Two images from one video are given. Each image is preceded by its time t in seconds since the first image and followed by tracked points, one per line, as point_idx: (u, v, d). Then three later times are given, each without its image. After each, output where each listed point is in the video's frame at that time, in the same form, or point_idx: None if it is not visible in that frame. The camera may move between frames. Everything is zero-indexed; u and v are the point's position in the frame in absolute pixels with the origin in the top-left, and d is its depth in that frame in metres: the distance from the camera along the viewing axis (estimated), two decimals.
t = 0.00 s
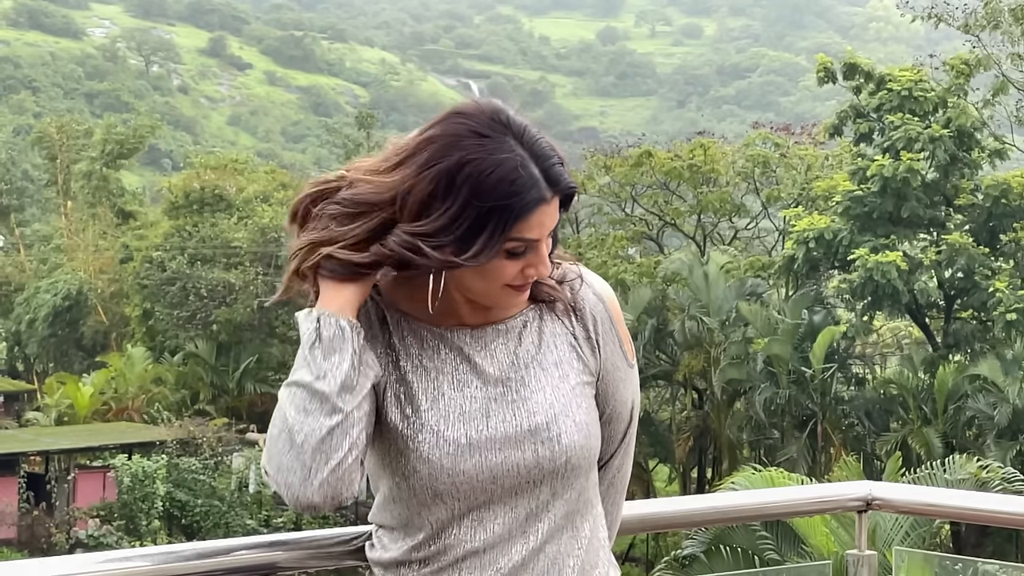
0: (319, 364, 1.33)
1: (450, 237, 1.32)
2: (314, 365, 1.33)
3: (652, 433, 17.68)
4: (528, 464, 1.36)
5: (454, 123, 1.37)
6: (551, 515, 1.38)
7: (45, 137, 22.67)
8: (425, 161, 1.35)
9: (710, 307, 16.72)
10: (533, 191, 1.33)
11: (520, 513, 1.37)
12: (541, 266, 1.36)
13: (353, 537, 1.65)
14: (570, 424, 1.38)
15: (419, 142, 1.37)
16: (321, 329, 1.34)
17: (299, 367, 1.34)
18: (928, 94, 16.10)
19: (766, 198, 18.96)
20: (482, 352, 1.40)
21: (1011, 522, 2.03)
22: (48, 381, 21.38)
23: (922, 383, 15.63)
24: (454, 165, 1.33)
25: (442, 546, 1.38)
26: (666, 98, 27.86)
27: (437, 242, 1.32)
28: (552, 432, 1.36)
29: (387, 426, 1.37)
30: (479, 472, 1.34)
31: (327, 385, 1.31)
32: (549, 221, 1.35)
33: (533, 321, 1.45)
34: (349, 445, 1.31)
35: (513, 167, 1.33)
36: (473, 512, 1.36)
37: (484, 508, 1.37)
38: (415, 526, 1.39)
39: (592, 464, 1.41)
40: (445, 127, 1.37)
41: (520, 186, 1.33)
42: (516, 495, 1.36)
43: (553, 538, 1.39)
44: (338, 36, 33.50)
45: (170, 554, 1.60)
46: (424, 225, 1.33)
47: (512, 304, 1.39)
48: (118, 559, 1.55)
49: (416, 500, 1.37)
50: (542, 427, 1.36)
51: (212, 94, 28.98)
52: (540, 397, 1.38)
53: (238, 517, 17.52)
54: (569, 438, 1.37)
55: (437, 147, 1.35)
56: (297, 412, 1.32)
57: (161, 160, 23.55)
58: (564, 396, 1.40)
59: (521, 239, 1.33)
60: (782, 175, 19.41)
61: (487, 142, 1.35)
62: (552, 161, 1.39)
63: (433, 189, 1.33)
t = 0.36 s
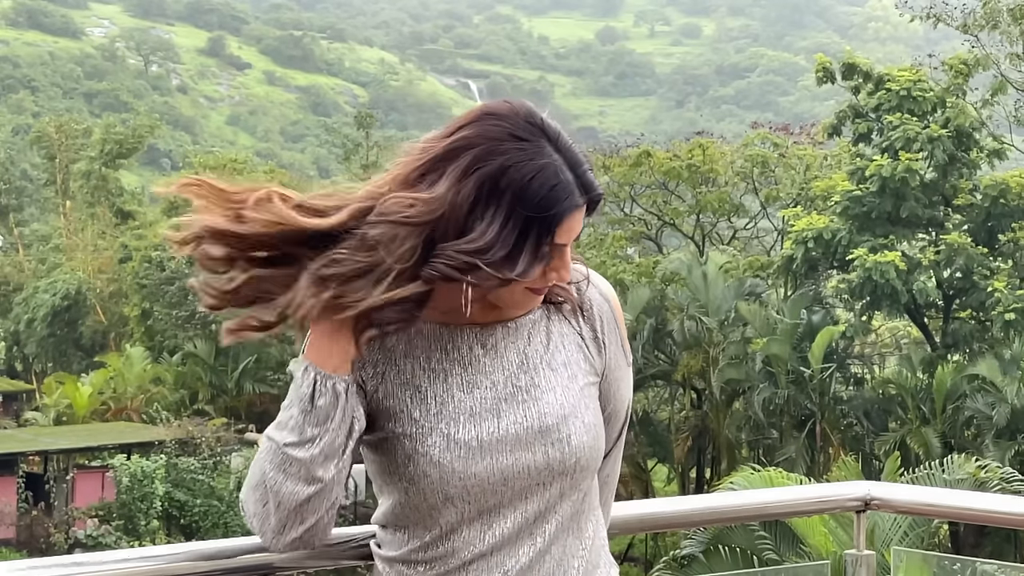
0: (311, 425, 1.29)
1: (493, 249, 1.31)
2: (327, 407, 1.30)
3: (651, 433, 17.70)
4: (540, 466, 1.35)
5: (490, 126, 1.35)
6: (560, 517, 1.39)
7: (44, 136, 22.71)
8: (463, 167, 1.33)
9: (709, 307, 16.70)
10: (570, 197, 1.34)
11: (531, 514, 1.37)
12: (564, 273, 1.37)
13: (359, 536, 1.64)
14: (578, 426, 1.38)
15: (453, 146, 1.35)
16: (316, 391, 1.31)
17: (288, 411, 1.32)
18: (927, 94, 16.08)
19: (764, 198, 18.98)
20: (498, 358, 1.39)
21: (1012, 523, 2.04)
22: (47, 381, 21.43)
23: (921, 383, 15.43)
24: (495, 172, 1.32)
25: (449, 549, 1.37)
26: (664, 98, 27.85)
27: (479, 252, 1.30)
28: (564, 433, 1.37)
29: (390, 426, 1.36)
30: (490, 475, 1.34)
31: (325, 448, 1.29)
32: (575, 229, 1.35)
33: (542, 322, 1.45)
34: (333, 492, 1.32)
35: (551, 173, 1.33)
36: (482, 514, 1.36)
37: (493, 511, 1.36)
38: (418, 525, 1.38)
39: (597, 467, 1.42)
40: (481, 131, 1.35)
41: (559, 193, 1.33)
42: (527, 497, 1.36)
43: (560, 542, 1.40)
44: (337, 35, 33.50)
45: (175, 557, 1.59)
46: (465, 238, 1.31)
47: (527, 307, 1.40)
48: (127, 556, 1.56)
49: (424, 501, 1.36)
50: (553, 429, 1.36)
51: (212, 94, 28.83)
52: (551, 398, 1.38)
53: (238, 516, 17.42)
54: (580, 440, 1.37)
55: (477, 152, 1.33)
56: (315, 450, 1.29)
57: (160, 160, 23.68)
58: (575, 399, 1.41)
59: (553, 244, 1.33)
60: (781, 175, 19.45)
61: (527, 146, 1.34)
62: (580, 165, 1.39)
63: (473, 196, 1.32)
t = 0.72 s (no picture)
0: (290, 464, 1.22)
1: (538, 263, 1.22)
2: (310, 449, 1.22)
3: (647, 436, 17.72)
4: (546, 470, 1.23)
5: (520, 128, 1.26)
6: (563, 525, 1.27)
7: (40, 138, 22.69)
8: (500, 172, 1.22)
9: (706, 309, 16.62)
10: (598, 204, 1.27)
11: (536, 520, 1.24)
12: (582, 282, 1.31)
13: (340, 541, 1.61)
14: (586, 428, 1.26)
15: (482, 151, 1.24)
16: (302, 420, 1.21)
17: (257, 440, 1.24)
18: (923, 97, 16.11)
19: (761, 201, 19.01)
20: (516, 365, 1.25)
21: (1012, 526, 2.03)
22: (43, 383, 21.28)
23: (918, 386, 15.31)
24: (528, 176, 1.23)
25: (444, 558, 1.25)
26: (661, 101, 27.88)
27: (527, 266, 1.21)
28: (570, 438, 1.24)
29: (381, 436, 1.23)
30: (491, 480, 1.21)
31: (296, 484, 1.23)
32: (596, 235, 1.29)
33: (547, 326, 1.31)
34: (298, 517, 1.28)
35: (580, 180, 1.26)
36: (484, 522, 1.23)
37: (495, 518, 1.23)
38: (414, 530, 1.25)
39: (599, 475, 1.30)
40: (510, 133, 1.26)
41: (588, 200, 1.26)
42: (528, 503, 1.23)
43: (562, 550, 1.28)
44: (334, 38, 33.49)
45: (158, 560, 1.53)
46: (514, 253, 1.21)
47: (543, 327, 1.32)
48: (109, 562, 1.51)
49: (422, 509, 1.23)
50: (560, 433, 1.23)
51: (208, 97, 28.88)
52: (557, 402, 1.25)
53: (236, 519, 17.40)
54: (586, 445, 1.25)
55: (514, 158, 1.24)
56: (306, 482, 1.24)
57: (157, 162, 23.70)
58: (586, 406, 1.29)
59: (578, 250, 1.26)
60: (778, 178, 19.52)
61: (558, 151, 1.26)
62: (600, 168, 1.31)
63: (508, 203, 1.21)
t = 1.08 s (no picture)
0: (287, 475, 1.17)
1: (565, 264, 1.18)
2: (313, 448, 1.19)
3: (645, 438, 17.72)
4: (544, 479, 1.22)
5: (549, 129, 1.22)
6: (559, 531, 1.26)
7: (38, 139, 22.67)
8: (530, 172, 1.19)
9: (704, 311, 16.68)
10: (619, 211, 1.23)
11: (532, 526, 1.24)
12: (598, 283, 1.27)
13: (329, 543, 1.56)
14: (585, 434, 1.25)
15: (514, 150, 1.20)
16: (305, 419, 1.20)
17: (243, 444, 1.19)
18: (922, 100, 16.11)
19: (759, 203, 19.03)
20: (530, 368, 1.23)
21: (1006, 527, 2.04)
22: (40, 386, 21.12)
23: (915, 388, 15.33)
24: (557, 177, 1.19)
25: (441, 558, 1.23)
26: (659, 103, 27.91)
27: (555, 264, 1.17)
28: (572, 443, 1.24)
29: (382, 434, 1.21)
30: (495, 482, 1.19)
31: (275, 497, 1.18)
32: (615, 240, 1.25)
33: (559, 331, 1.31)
34: (280, 525, 1.22)
35: (604, 186, 1.22)
36: (484, 525, 1.21)
37: (495, 521, 1.21)
38: (408, 529, 1.24)
39: (596, 483, 1.30)
40: (540, 133, 1.22)
41: (612, 205, 1.22)
42: (526, 508, 1.23)
43: (555, 554, 1.27)
44: (332, 39, 33.45)
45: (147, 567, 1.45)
46: (542, 255, 1.16)
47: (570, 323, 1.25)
48: (93, 567, 1.43)
49: (423, 512, 1.21)
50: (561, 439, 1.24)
51: (206, 99, 28.86)
52: (562, 408, 1.25)
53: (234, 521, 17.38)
54: (585, 454, 1.25)
55: (545, 159, 1.20)
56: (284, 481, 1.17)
57: (155, 164, 23.70)
58: (589, 418, 1.29)
59: (595, 253, 1.23)
60: (775, 180, 19.55)
61: (586, 154, 1.22)
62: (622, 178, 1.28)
63: (537, 206, 1.17)
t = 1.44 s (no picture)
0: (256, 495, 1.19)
1: (580, 255, 1.20)
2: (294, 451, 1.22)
3: (645, 437, 17.72)
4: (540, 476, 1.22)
5: (571, 129, 1.24)
6: (551, 534, 1.26)
7: (37, 140, 22.72)
8: (549, 172, 1.21)
9: (703, 311, 16.71)
10: (633, 213, 1.24)
11: (525, 526, 1.23)
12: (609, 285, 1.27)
13: (326, 543, 1.53)
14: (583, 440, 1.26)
15: (534, 148, 1.23)
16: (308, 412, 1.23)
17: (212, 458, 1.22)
18: (920, 99, 16.11)
19: (758, 202, 19.02)
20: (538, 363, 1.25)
21: (1005, 526, 2.03)
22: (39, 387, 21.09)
23: (915, 387, 15.35)
24: (578, 175, 1.22)
25: (429, 558, 1.23)
26: (658, 102, 27.90)
27: (566, 256, 1.19)
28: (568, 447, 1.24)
29: (378, 433, 1.22)
30: (492, 476, 1.20)
31: (251, 512, 1.20)
32: (631, 243, 1.26)
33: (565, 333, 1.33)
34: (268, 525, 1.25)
35: (622, 186, 1.24)
36: (475, 525, 1.21)
37: (488, 518, 1.21)
38: (396, 529, 1.23)
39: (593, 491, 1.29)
40: (563, 132, 1.24)
41: (628, 208, 1.23)
42: (520, 510, 1.23)
43: (547, 555, 1.27)
44: (331, 40, 33.41)
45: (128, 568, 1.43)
46: (553, 249, 1.19)
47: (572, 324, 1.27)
48: (92, 567, 1.42)
49: (414, 510, 1.20)
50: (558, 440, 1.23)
51: (204, 99, 28.84)
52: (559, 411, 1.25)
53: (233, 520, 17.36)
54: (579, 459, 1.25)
55: (565, 157, 1.22)
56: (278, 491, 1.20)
57: (154, 164, 23.73)
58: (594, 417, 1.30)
59: (608, 255, 1.24)
60: (774, 179, 19.56)
61: (606, 156, 1.24)
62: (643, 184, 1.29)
63: (555, 202, 1.20)
